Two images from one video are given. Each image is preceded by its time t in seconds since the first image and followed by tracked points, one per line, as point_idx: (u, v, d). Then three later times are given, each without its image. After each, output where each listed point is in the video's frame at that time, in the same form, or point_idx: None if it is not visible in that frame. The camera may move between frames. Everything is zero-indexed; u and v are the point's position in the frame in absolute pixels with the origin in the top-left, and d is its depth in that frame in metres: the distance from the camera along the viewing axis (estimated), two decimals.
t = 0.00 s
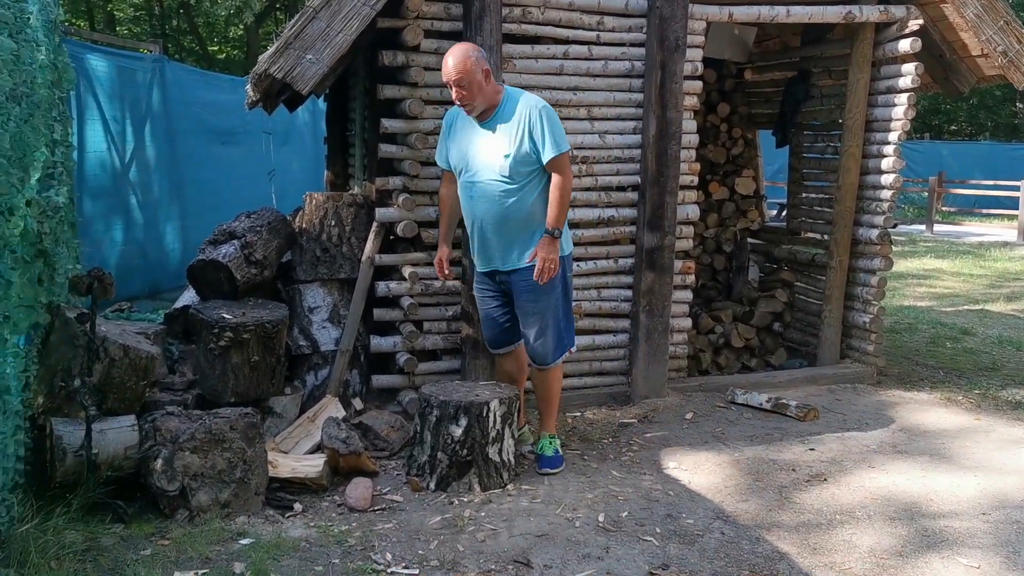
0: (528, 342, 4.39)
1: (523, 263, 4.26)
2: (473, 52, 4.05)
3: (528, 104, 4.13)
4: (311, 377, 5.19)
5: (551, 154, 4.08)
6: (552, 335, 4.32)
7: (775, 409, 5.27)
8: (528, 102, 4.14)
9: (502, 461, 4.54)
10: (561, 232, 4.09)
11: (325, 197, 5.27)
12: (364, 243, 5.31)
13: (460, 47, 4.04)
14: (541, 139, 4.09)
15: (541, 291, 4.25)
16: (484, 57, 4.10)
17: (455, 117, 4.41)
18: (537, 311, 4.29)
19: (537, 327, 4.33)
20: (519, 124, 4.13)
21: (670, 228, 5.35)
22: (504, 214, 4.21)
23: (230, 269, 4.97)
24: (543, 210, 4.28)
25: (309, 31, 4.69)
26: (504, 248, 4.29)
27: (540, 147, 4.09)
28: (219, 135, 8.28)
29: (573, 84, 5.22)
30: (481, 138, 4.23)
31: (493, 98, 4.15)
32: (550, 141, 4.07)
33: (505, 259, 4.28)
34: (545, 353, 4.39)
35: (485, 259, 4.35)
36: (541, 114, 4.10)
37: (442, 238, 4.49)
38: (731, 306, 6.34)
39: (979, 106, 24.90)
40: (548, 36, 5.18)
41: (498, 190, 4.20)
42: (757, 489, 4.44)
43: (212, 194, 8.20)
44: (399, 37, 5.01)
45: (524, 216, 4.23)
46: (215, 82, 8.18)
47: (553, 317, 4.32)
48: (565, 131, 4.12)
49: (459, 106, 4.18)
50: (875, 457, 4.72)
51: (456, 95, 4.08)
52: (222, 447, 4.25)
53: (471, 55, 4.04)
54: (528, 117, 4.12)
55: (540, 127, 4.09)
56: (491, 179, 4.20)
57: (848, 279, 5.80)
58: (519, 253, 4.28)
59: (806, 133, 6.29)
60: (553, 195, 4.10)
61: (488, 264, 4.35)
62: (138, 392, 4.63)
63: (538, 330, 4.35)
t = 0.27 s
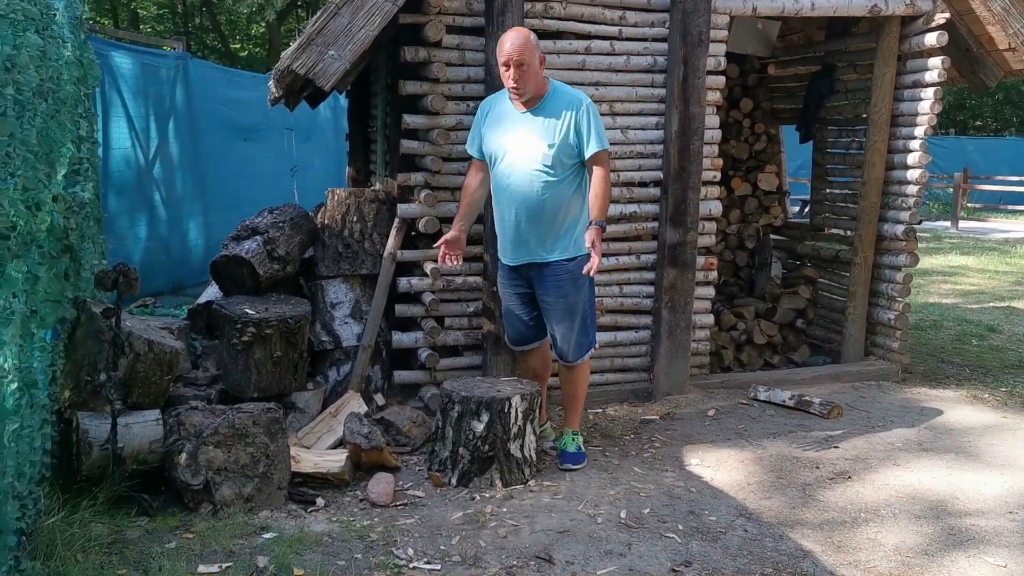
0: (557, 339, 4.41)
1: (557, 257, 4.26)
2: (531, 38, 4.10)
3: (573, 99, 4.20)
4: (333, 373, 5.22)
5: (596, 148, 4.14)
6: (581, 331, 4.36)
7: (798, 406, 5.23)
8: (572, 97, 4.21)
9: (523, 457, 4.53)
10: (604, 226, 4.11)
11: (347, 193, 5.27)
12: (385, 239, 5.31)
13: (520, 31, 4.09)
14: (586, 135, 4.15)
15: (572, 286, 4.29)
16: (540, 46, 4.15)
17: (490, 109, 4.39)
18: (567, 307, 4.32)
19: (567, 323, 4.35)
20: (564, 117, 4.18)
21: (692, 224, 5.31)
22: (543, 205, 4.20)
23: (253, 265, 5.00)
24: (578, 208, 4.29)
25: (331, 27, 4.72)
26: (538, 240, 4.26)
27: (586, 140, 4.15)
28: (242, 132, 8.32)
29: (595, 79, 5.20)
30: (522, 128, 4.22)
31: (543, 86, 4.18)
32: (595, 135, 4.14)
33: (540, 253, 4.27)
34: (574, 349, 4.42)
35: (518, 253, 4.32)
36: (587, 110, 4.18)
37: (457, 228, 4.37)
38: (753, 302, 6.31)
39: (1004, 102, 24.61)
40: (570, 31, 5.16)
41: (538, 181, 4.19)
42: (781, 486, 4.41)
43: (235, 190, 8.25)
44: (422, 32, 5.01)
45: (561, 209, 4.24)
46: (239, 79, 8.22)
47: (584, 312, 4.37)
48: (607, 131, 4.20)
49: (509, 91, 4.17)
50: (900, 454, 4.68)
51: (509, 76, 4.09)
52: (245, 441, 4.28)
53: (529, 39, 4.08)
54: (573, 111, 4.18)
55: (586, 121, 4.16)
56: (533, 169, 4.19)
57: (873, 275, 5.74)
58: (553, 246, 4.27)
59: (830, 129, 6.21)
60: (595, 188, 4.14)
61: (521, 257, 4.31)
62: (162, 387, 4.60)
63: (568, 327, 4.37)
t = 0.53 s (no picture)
0: (578, 336, 4.39)
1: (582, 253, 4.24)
2: (572, 33, 4.07)
3: (611, 97, 4.17)
4: (355, 367, 5.22)
5: (631, 148, 4.12)
6: (604, 329, 4.34)
7: (822, 403, 5.18)
8: (609, 95, 4.19)
9: (545, 452, 4.52)
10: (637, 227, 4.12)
11: (369, 187, 5.30)
12: (407, 234, 5.32)
13: (560, 25, 4.06)
14: (621, 135, 4.13)
15: (596, 283, 4.28)
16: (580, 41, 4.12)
17: (524, 100, 4.37)
18: (592, 304, 4.30)
19: (591, 320, 4.33)
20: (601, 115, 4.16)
21: (715, 219, 5.28)
22: (572, 200, 4.19)
23: (276, 259, 5.02)
24: (606, 207, 4.28)
25: (354, 21, 4.74)
26: (564, 234, 4.25)
27: (621, 139, 4.12)
28: (264, 127, 8.36)
29: (618, 73, 5.17)
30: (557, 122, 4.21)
31: (581, 82, 4.16)
32: (631, 135, 4.12)
33: (565, 249, 4.25)
34: (597, 347, 4.39)
35: (543, 247, 4.30)
36: (623, 109, 4.15)
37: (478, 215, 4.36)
38: (776, 298, 6.26)
39: None
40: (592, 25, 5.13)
41: (569, 176, 4.18)
42: (804, 483, 4.37)
43: (257, 185, 8.29)
44: (444, 27, 5.00)
45: (590, 206, 4.23)
46: (263, 75, 8.26)
47: (607, 310, 4.34)
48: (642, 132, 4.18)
49: (546, 86, 4.14)
50: (925, 452, 4.63)
51: (548, 71, 4.06)
52: (267, 435, 4.29)
53: (569, 34, 4.05)
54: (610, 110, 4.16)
55: (622, 121, 4.13)
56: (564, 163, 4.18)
57: (898, 271, 5.68)
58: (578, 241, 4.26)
59: (855, 123, 6.15)
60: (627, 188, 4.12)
61: (546, 252, 4.30)
62: (185, 380, 4.62)
63: (591, 324, 4.35)
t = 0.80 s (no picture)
0: (599, 329, 4.37)
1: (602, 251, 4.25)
2: (582, 36, 3.96)
3: (629, 96, 4.11)
4: (377, 360, 5.23)
5: (650, 149, 4.07)
6: (625, 323, 4.31)
7: (846, 398, 5.13)
8: (628, 93, 4.12)
9: (567, 446, 4.51)
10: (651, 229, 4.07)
11: (391, 179, 5.28)
12: (429, 227, 5.31)
13: (569, 29, 3.95)
14: (639, 135, 4.08)
15: (617, 277, 4.27)
16: (591, 43, 4.01)
17: (540, 97, 4.32)
18: (612, 297, 4.28)
19: (611, 313, 4.32)
20: (619, 114, 4.12)
21: (739, 213, 5.24)
22: (590, 200, 4.19)
23: (298, 252, 5.03)
24: (624, 204, 4.27)
25: (377, 14, 4.74)
26: (583, 232, 4.25)
27: (639, 140, 4.07)
28: (286, 121, 8.38)
29: (641, 66, 5.14)
30: (575, 122, 4.18)
31: (591, 86, 4.07)
32: (649, 135, 4.06)
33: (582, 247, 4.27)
34: (618, 341, 4.38)
35: (561, 245, 4.32)
36: (642, 109, 4.09)
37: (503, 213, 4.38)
38: (799, 293, 6.21)
39: None
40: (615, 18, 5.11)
41: (586, 175, 4.17)
42: (829, 479, 4.34)
43: (278, 179, 8.31)
44: (466, 19, 4.98)
45: (607, 205, 4.22)
46: (285, 69, 8.28)
47: (628, 303, 4.32)
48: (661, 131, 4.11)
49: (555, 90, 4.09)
50: (952, 448, 4.58)
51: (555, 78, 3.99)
52: (290, 428, 4.31)
53: (579, 39, 3.94)
54: (628, 110, 4.10)
55: (640, 121, 4.07)
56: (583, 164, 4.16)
57: (924, 266, 5.62)
58: (597, 241, 4.26)
59: (880, 116, 6.08)
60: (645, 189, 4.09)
61: (564, 250, 4.32)
62: (210, 372, 4.61)
63: (611, 318, 4.33)
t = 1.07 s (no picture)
0: (602, 326, 4.38)
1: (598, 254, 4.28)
2: (555, 53, 3.89)
3: (608, 101, 4.03)
4: (392, 357, 5.21)
5: (633, 154, 4.02)
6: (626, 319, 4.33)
7: (864, 397, 5.10)
8: (606, 98, 4.04)
9: (583, 444, 4.49)
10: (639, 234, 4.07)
11: (407, 176, 5.28)
12: (444, 224, 5.30)
13: (541, 47, 3.88)
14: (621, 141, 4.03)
15: (616, 274, 4.29)
16: (567, 57, 3.93)
17: (518, 109, 4.25)
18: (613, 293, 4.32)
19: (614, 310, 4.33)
20: (600, 121, 4.05)
21: (756, 211, 5.20)
22: (579, 208, 4.21)
23: (314, 248, 5.04)
24: (615, 204, 4.28)
25: (394, 11, 4.75)
26: (579, 237, 4.27)
27: (621, 146, 4.02)
28: (301, 117, 8.38)
29: (658, 62, 5.11)
30: (557, 132, 4.14)
31: (571, 97, 4.01)
32: (632, 141, 4.00)
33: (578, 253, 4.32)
34: (620, 338, 4.38)
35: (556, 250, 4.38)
36: (623, 113, 4.00)
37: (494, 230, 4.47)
38: (815, 291, 6.17)
39: None
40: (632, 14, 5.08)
41: (574, 184, 4.18)
42: (847, 479, 4.31)
43: (293, 175, 8.31)
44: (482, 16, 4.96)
45: (598, 209, 4.23)
46: (301, 65, 8.27)
47: (630, 300, 4.34)
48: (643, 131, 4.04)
49: (535, 102, 4.05)
50: (971, 449, 4.53)
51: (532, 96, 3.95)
52: (306, 424, 4.30)
53: (552, 56, 3.88)
54: (608, 116, 4.03)
55: (621, 127, 4.01)
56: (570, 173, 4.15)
57: (943, 264, 5.58)
58: (593, 243, 4.29)
59: (899, 113, 6.10)
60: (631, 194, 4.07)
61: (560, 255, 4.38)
62: (225, 368, 4.63)
63: (614, 316, 4.35)
